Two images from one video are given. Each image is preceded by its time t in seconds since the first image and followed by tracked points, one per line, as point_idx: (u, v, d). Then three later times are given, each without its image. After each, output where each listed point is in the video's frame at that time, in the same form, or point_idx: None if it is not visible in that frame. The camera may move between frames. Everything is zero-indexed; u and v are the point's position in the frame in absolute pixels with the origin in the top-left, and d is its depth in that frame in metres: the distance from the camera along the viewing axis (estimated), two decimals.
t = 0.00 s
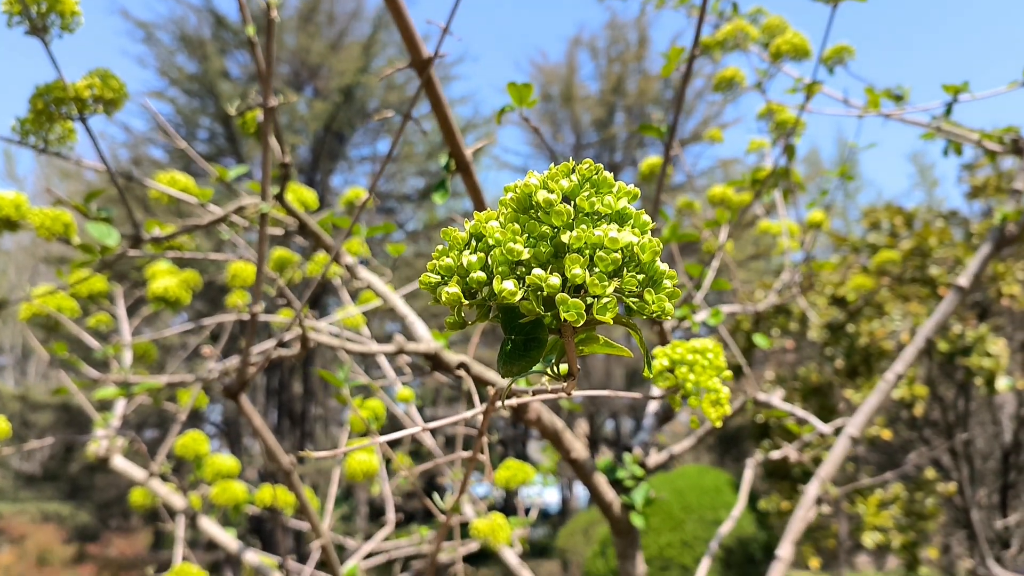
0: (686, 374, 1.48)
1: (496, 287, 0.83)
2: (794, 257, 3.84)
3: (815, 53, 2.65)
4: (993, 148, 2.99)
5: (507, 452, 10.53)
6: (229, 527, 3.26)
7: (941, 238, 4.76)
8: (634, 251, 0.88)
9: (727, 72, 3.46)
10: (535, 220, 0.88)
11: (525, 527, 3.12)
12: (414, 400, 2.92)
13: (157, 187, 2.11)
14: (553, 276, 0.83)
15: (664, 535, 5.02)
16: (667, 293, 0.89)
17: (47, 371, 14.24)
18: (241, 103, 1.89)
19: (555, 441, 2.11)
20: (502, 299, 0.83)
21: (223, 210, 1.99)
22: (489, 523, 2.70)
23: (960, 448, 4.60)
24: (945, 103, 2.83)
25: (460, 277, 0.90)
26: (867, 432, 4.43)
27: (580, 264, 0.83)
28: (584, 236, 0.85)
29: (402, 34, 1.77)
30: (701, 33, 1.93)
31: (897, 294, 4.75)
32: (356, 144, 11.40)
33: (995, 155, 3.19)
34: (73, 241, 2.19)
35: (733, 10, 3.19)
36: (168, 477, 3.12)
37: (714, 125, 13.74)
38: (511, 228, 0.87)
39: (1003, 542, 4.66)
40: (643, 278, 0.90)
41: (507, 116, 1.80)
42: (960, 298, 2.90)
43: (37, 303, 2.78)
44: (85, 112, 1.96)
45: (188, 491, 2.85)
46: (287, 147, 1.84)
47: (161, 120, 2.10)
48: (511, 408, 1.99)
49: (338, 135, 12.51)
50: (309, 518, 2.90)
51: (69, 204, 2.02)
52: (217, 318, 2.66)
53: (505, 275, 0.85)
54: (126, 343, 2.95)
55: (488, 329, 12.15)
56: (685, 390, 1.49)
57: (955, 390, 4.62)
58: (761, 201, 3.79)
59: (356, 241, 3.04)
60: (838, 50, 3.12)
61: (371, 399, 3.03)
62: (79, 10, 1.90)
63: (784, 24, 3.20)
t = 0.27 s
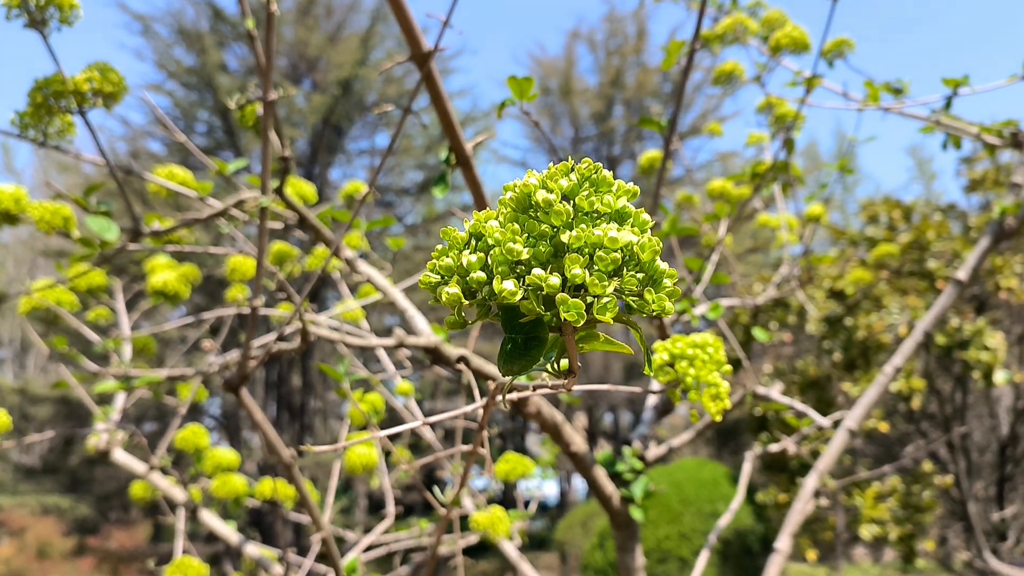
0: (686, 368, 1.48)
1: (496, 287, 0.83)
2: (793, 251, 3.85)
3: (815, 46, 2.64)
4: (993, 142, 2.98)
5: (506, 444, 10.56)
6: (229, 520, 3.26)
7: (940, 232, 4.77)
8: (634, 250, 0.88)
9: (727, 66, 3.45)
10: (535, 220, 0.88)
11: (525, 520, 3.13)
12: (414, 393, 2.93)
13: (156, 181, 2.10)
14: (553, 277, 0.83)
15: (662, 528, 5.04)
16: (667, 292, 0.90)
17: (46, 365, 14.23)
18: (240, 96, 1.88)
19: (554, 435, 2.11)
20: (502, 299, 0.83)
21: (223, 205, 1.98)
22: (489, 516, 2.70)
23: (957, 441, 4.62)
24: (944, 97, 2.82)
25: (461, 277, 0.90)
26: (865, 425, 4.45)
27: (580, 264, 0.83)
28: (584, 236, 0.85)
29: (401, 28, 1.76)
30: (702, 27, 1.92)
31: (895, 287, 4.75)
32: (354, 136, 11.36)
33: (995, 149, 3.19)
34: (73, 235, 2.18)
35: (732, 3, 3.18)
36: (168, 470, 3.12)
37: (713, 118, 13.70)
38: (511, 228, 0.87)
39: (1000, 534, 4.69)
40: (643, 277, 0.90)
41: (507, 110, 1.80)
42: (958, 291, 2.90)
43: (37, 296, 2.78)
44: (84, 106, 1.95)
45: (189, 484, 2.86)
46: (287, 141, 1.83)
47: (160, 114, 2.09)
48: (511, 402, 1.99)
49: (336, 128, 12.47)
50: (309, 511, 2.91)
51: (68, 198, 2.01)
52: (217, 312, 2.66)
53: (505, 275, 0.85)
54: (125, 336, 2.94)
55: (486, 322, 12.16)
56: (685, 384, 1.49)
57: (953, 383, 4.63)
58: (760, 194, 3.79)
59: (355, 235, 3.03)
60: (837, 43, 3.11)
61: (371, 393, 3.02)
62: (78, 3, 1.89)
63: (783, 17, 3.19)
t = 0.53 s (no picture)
0: (684, 361, 1.48)
1: (500, 272, 0.82)
2: (790, 246, 3.84)
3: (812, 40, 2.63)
4: (989, 137, 2.98)
5: (502, 440, 10.57)
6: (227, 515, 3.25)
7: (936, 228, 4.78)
8: (637, 236, 0.87)
9: (724, 60, 3.44)
10: (538, 205, 0.88)
11: (521, 515, 3.13)
12: (411, 388, 2.92)
13: (152, 175, 2.09)
14: (556, 261, 0.82)
15: (658, 523, 5.08)
16: (671, 279, 0.89)
17: (42, 360, 14.20)
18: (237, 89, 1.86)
19: (551, 429, 2.10)
20: (505, 285, 0.82)
21: (219, 197, 1.96)
22: (485, 511, 2.70)
23: (952, 436, 4.63)
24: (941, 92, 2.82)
25: (463, 262, 0.89)
26: (861, 421, 4.46)
27: (583, 249, 0.82)
28: (587, 221, 0.84)
29: (398, 20, 1.75)
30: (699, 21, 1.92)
31: (891, 283, 4.76)
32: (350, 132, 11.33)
33: (992, 144, 3.19)
34: (68, 228, 2.16)
35: None
36: (164, 466, 3.12)
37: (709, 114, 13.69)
38: (514, 213, 0.86)
39: (994, 529, 4.71)
40: (645, 263, 0.89)
41: (505, 103, 1.79)
42: (955, 286, 2.91)
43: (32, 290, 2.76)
44: (79, 99, 1.93)
45: (185, 479, 2.85)
46: (284, 134, 1.82)
47: (156, 107, 2.08)
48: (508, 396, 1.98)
49: (332, 123, 12.43)
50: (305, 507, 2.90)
51: (64, 192, 1.99)
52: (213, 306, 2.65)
53: (508, 260, 0.84)
54: (121, 331, 2.93)
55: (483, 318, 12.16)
56: (684, 376, 1.48)
57: (948, 379, 4.65)
58: (757, 189, 3.78)
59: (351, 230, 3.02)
60: (835, 37, 3.11)
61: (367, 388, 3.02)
62: None
63: (781, 12, 3.19)
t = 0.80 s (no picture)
0: (680, 363, 1.47)
1: (495, 267, 0.82)
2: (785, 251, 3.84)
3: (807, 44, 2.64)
4: (983, 142, 2.99)
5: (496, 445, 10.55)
6: (219, 519, 3.23)
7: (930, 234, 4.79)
8: (635, 231, 0.87)
9: (720, 65, 3.45)
10: (535, 200, 0.87)
11: (515, 520, 3.11)
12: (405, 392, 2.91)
13: (146, 176, 2.08)
14: (553, 257, 0.82)
15: (653, 528, 5.06)
16: (668, 275, 0.89)
17: (33, 364, 14.12)
18: (231, 90, 1.86)
19: (546, 433, 2.09)
20: (501, 280, 0.82)
21: (213, 198, 1.95)
22: (479, 515, 2.69)
23: (946, 442, 4.64)
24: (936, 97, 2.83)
25: (459, 258, 0.89)
26: (855, 426, 4.46)
27: (580, 244, 0.82)
28: (584, 216, 0.83)
29: (394, 22, 1.76)
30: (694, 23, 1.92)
31: (885, 289, 4.77)
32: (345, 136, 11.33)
33: (985, 149, 3.20)
34: (60, 230, 2.15)
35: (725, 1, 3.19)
36: (156, 470, 3.10)
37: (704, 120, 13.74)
38: (510, 207, 0.85)
39: (988, 535, 4.71)
40: (643, 259, 0.89)
41: (501, 105, 1.79)
42: (949, 291, 2.91)
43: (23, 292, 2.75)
44: (72, 99, 1.93)
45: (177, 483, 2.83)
46: (278, 135, 1.81)
47: (150, 108, 2.07)
48: (503, 400, 1.97)
49: (327, 128, 12.43)
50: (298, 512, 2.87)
51: (56, 193, 1.98)
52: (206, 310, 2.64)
53: (504, 255, 0.84)
54: (114, 334, 2.92)
55: (478, 323, 12.14)
56: (679, 378, 1.48)
57: (941, 385, 4.66)
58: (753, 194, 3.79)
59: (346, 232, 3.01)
60: (830, 42, 3.12)
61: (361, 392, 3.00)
62: None
63: (776, 16, 3.21)
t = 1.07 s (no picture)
0: (670, 380, 1.47)
1: (475, 290, 0.82)
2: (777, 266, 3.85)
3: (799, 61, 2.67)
4: (974, 158, 3.01)
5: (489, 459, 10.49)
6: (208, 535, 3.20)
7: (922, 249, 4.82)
8: (616, 253, 0.87)
9: (712, 80, 3.48)
10: (515, 222, 0.88)
11: (507, 536, 3.10)
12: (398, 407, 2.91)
13: (136, 190, 2.09)
14: (532, 280, 0.82)
15: (646, 544, 5.03)
16: (650, 296, 0.89)
17: (24, 377, 14.04)
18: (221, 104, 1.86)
19: (538, 448, 2.09)
20: (481, 303, 0.82)
21: (203, 214, 1.96)
22: (471, 531, 2.68)
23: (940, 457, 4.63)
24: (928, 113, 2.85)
25: (439, 281, 0.89)
26: (849, 442, 4.46)
27: (560, 267, 0.82)
28: (564, 239, 0.84)
29: (387, 38, 1.77)
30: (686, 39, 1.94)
31: (878, 304, 4.78)
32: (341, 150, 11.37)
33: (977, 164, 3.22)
34: (50, 243, 2.15)
35: (717, 18, 3.22)
36: (146, 484, 3.07)
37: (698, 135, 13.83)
38: (490, 230, 0.86)
39: (983, 551, 4.70)
40: (624, 281, 0.89)
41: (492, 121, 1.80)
42: (941, 306, 2.92)
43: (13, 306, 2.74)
44: (63, 112, 1.95)
45: (167, 497, 2.81)
46: (269, 150, 1.82)
47: (141, 122, 2.09)
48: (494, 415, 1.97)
49: (321, 142, 12.49)
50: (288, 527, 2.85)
51: (46, 206, 1.98)
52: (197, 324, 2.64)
53: (484, 278, 0.85)
54: (105, 347, 2.91)
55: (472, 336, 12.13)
56: (670, 396, 1.47)
57: (934, 400, 4.67)
58: (745, 209, 3.81)
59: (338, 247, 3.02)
60: (822, 58, 3.16)
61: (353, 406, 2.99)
62: (58, 9, 1.88)
63: (768, 32, 3.24)
